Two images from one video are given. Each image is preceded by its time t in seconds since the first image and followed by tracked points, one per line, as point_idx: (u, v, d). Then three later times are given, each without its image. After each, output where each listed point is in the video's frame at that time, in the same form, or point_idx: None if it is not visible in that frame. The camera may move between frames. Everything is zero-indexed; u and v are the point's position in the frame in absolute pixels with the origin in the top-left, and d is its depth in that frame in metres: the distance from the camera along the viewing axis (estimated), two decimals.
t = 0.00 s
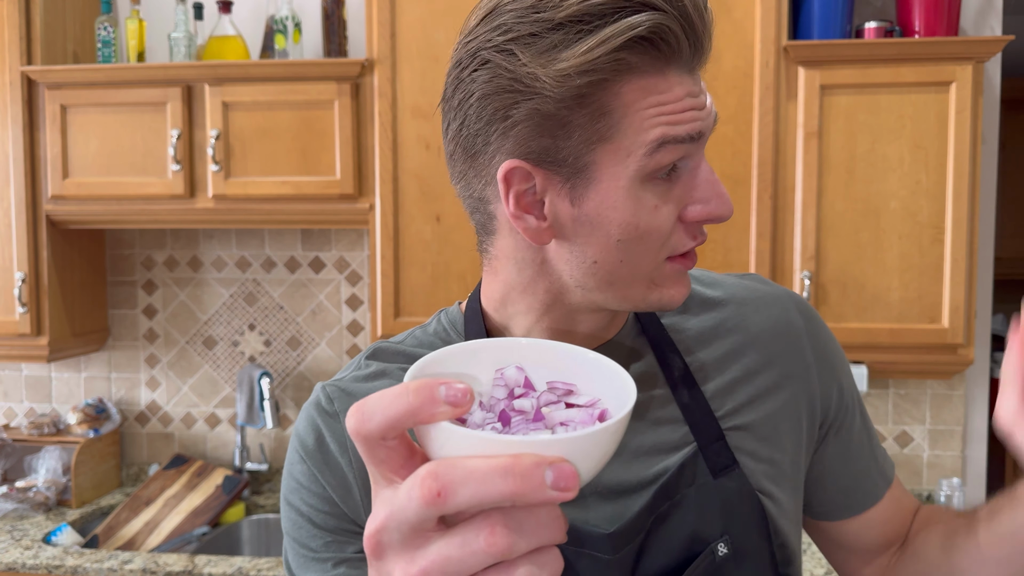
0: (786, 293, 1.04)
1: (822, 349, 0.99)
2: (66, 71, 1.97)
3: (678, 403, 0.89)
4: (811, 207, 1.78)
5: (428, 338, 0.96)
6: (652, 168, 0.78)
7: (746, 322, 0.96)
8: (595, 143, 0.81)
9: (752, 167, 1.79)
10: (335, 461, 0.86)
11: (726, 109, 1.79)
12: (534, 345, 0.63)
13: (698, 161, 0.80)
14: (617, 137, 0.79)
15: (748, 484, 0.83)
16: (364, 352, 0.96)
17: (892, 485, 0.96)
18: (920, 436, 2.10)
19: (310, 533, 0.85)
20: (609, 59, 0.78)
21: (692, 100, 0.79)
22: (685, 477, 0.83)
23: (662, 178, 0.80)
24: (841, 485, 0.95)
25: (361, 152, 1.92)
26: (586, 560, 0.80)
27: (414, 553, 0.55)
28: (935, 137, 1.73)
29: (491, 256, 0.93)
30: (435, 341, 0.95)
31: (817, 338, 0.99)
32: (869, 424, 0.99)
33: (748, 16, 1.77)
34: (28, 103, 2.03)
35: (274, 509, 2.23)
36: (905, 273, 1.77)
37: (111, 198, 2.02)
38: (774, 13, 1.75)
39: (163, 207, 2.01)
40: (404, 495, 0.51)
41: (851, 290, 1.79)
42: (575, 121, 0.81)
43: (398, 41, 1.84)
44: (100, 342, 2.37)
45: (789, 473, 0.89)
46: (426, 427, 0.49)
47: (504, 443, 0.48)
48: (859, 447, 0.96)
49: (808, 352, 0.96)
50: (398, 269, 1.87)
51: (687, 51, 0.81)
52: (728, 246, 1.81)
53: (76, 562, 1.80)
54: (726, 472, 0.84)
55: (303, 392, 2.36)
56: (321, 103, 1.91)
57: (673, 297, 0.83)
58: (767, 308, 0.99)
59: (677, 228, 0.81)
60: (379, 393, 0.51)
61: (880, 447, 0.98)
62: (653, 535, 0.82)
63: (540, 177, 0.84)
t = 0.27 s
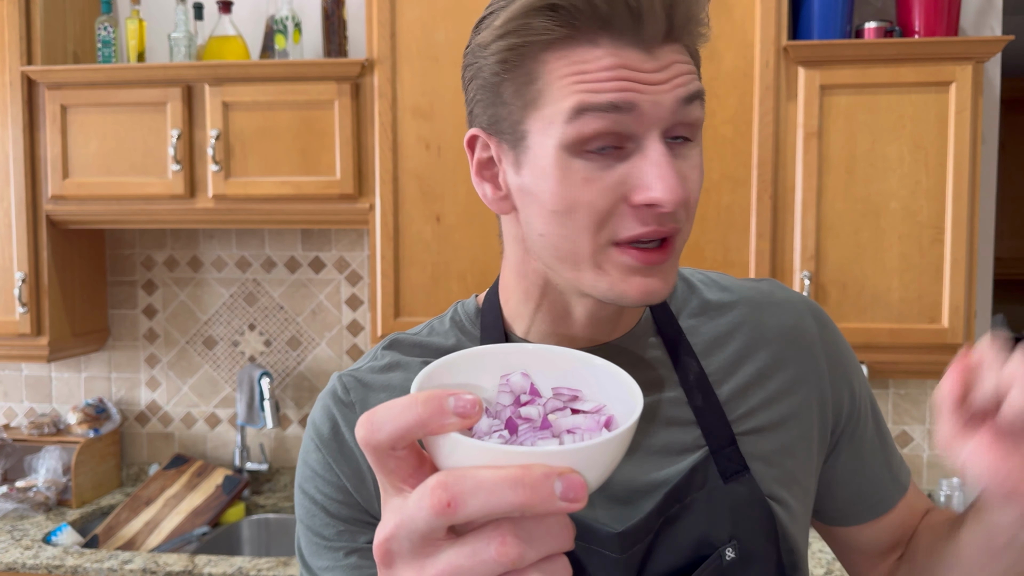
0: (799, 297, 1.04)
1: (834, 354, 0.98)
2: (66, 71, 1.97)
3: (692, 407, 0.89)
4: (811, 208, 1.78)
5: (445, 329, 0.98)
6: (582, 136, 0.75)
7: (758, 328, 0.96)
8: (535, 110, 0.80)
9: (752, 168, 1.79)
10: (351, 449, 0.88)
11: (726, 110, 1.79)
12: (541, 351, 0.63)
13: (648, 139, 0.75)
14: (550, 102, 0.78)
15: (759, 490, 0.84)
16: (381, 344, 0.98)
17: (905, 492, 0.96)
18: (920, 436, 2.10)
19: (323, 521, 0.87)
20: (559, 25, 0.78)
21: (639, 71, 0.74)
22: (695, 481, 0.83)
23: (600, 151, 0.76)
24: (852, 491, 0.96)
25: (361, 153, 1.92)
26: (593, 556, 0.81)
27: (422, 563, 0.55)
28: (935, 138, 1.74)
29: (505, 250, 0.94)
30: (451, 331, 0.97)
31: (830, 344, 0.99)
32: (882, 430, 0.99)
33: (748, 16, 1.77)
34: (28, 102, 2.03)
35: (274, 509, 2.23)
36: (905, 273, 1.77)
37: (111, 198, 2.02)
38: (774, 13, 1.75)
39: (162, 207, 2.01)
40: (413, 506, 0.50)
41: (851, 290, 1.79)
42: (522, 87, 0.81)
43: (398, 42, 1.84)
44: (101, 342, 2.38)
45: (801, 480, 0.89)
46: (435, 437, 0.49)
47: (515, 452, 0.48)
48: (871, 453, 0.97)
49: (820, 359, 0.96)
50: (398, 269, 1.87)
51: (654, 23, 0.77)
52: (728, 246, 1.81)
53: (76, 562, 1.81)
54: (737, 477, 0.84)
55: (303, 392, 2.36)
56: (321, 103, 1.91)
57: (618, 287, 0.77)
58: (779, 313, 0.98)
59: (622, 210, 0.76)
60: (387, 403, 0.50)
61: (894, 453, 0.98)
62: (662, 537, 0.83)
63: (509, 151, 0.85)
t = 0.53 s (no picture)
0: (816, 314, 1.02)
1: (845, 376, 0.97)
2: (66, 71, 1.97)
3: (692, 414, 0.89)
4: (811, 207, 1.78)
5: (456, 315, 0.98)
6: (520, 135, 0.79)
7: (767, 343, 0.96)
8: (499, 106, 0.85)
9: (752, 168, 1.79)
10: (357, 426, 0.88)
11: (726, 110, 1.79)
12: (530, 335, 0.63)
13: (581, 148, 0.77)
14: (506, 100, 0.83)
15: (752, 502, 0.86)
16: (394, 328, 0.99)
17: (902, 525, 0.96)
18: (920, 436, 2.10)
19: (325, 493, 0.87)
20: (524, 28, 0.83)
21: (578, 82, 0.77)
22: (690, 487, 0.85)
23: (538, 152, 0.79)
24: (847, 517, 0.95)
25: (361, 153, 1.92)
26: (582, 550, 0.83)
27: (409, 539, 0.55)
28: (935, 137, 1.74)
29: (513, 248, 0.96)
30: (461, 317, 0.97)
31: (842, 366, 0.98)
32: (890, 460, 0.98)
33: (748, 16, 1.77)
34: (28, 102, 2.03)
35: (274, 509, 2.23)
36: (905, 273, 1.77)
37: (111, 198, 2.02)
38: (774, 13, 1.75)
39: (163, 207, 2.01)
40: (400, 485, 0.51)
41: (851, 290, 1.79)
42: (495, 83, 0.87)
43: (398, 42, 1.84)
44: (101, 342, 2.38)
45: (793, 497, 0.90)
46: (424, 419, 0.49)
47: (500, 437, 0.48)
48: (871, 481, 0.96)
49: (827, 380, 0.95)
50: (398, 269, 1.87)
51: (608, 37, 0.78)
52: (729, 247, 1.81)
53: (76, 562, 1.81)
54: (732, 486, 0.86)
55: (303, 392, 2.36)
56: (321, 104, 1.91)
57: (547, 285, 0.79)
58: (792, 330, 0.98)
59: (554, 212, 0.78)
60: (378, 383, 0.50)
61: (896, 484, 0.97)
62: (653, 538, 0.85)
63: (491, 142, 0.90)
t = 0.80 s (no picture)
0: (820, 316, 1.02)
1: (847, 380, 0.97)
2: (66, 71, 1.97)
3: (690, 419, 0.89)
4: (811, 207, 1.78)
5: (456, 316, 0.98)
6: (520, 153, 0.79)
7: (767, 347, 0.96)
8: (503, 118, 0.85)
9: (752, 168, 1.79)
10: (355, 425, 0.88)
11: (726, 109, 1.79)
12: (523, 342, 0.63)
13: (579, 173, 0.76)
14: (509, 114, 0.83)
15: (751, 507, 0.86)
16: (394, 327, 0.99)
17: (907, 530, 0.95)
18: (920, 436, 2.10)
19: (323, 492, 0.87)
20: (533, 44, 0.82)
21: (581, 106, 0.76)
22: (688, 492, 0.85)
23: (537, 171, 0.79)
24: (848, 520, 0.95)
25: (361, 153, 1.92)
26: (577, 554, 0.83)
27: (399, 547, 0.55)
28: (935, 137, 1.74)
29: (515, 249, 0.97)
30: (460, 318, 0.98)
31: (843, 369, 0.97)
32: (896, 464, 0.97)
33: (748, 17, 1.77)
34: (28, 102, 2.03)
35: (274, 509, 2.23)
36: (905, 273, 1.77)
37: (112, 198, 2.02)
38: (774, 13, 1.75)
39: (163, 207, 2.01)
40: (391, 495, 0.51)
41: (851, 290, 1.79)
42: (501, 94, 0.86)
43: (398, 42, 1.84)
44: (101, 342, 2.38)
45: (791, 502, 0.90)
46: (414, 430, 0.50)
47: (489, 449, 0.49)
48: (874, 485, 0.96)
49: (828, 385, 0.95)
50: (398, 269, 1.87)
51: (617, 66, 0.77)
52: (729, 246, 1.81)
53: (76, 562, 1.81)
54: (730, 491, 0.86)
55: (303, 392, 2.36)
56: (321, 104, 1.91)
57: (535, 303, 0.81)
58: (792, 334, 0.97)
59: (547, 233, 0.78)
60: (369, 393, 0.51)
61: (901, 488, 0.96)
62: (649, 543, 0.85)
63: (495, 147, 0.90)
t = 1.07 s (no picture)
0: (826, 323, 1.02)
1: (853, 388, 0.97)
2: (66, 71, 1.97)
3: (695, 425, 0.89)
4: (811, 207, 1.78)
5: (458, 318, 0.99)
6: (526, 151, 0.79)
7: (774, 353, 0.95)
8: (511, 116, 0.85)
9: (752, 167, 1.79)
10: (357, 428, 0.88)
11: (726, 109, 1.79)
12: (527, 347, 0.64)
13: (587, 172, 0.76)
14: (517, 111, 0.83)
15: (755, 513, 0.86)
16: (395, 329, 0.99)
17: (903, 538, 0.96)
18: (920, 436, 2.10)
19: (324, 495, 0.87)
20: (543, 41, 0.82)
21: (591, 105, 0.76)
22: (693, 498, 0.85)
23: (544, 169, 0.79)
24: (849, 527, 0.96)
25: (361, 153, 1.92)
26: (580, 560, 0.83)
27: (403, 560, 0.55)
28: (935, 137, 1.74)
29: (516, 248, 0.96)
30: (462, 320, 0.98)
31: (849, 377, 0.98)
32: (893, 473, 0.98)
33: (748, 17, 1.77)
34: (28, 103, 2.03)
35: (274, 509, 2.23)
36: (905, 273, 1.77)
37: (112, 198, 2.02)
38: (774, 13, 1.76)
39: (163, 207, 2.01)
40: (394, 507, 0.52)
41: (851, 290, 1.79)
42: (509, 91, 0.86)
43: (398, 42, 1.85)
44: (101, 342, 2.38)
45: (795, 510, 0.90)
46: (416, 440, 0.50)
47: (493, 460, 0.49)
48: (875, 494, 0.96)
49: (834, 393, 0.95)
50: (398, 269, 1.87)
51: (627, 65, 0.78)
52: (729, 246, 1.81)
53: (76, 562, 1.81)
54: (735, 498, 0.87)
55: (303, 392, 2.36)
56: (321, 103, 1.91)
57: (540, 304, 0.80)
58: (800, 341, 0.97)
59: (553, 234, 0.78)
60: (370, 405, 0.51)
61: (900, 496, 0.97)
62: (653, 551, 0.84)
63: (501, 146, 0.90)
